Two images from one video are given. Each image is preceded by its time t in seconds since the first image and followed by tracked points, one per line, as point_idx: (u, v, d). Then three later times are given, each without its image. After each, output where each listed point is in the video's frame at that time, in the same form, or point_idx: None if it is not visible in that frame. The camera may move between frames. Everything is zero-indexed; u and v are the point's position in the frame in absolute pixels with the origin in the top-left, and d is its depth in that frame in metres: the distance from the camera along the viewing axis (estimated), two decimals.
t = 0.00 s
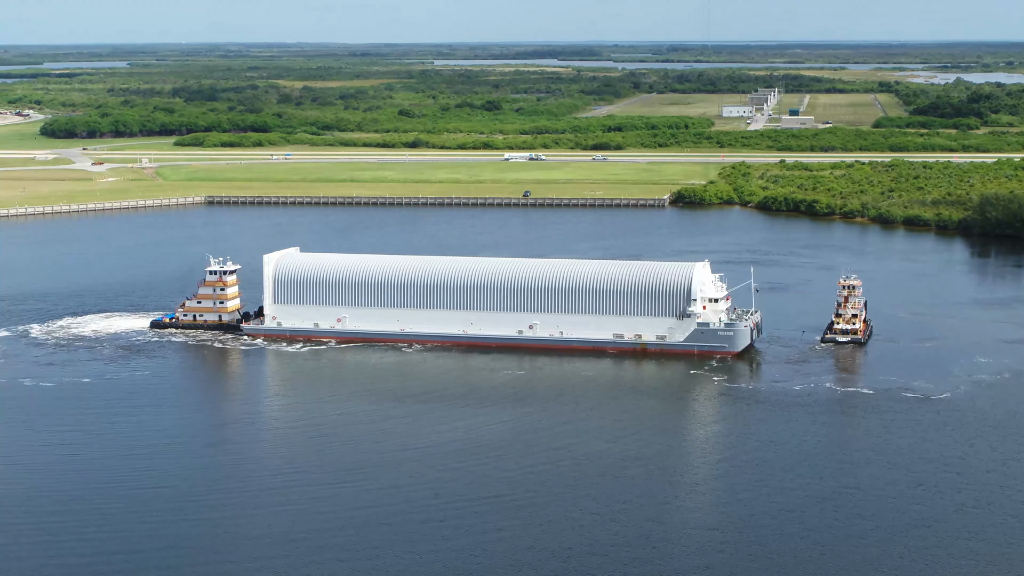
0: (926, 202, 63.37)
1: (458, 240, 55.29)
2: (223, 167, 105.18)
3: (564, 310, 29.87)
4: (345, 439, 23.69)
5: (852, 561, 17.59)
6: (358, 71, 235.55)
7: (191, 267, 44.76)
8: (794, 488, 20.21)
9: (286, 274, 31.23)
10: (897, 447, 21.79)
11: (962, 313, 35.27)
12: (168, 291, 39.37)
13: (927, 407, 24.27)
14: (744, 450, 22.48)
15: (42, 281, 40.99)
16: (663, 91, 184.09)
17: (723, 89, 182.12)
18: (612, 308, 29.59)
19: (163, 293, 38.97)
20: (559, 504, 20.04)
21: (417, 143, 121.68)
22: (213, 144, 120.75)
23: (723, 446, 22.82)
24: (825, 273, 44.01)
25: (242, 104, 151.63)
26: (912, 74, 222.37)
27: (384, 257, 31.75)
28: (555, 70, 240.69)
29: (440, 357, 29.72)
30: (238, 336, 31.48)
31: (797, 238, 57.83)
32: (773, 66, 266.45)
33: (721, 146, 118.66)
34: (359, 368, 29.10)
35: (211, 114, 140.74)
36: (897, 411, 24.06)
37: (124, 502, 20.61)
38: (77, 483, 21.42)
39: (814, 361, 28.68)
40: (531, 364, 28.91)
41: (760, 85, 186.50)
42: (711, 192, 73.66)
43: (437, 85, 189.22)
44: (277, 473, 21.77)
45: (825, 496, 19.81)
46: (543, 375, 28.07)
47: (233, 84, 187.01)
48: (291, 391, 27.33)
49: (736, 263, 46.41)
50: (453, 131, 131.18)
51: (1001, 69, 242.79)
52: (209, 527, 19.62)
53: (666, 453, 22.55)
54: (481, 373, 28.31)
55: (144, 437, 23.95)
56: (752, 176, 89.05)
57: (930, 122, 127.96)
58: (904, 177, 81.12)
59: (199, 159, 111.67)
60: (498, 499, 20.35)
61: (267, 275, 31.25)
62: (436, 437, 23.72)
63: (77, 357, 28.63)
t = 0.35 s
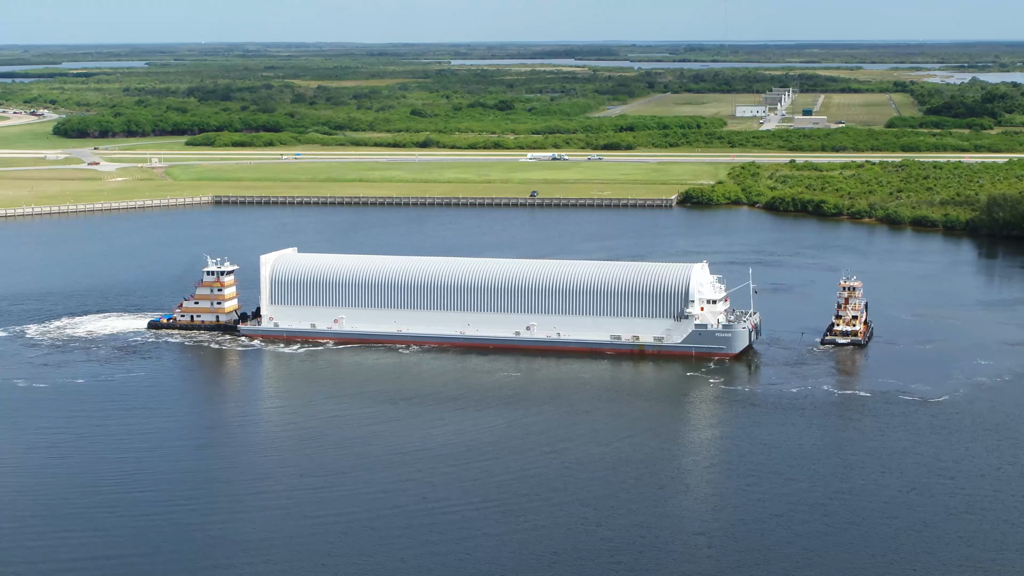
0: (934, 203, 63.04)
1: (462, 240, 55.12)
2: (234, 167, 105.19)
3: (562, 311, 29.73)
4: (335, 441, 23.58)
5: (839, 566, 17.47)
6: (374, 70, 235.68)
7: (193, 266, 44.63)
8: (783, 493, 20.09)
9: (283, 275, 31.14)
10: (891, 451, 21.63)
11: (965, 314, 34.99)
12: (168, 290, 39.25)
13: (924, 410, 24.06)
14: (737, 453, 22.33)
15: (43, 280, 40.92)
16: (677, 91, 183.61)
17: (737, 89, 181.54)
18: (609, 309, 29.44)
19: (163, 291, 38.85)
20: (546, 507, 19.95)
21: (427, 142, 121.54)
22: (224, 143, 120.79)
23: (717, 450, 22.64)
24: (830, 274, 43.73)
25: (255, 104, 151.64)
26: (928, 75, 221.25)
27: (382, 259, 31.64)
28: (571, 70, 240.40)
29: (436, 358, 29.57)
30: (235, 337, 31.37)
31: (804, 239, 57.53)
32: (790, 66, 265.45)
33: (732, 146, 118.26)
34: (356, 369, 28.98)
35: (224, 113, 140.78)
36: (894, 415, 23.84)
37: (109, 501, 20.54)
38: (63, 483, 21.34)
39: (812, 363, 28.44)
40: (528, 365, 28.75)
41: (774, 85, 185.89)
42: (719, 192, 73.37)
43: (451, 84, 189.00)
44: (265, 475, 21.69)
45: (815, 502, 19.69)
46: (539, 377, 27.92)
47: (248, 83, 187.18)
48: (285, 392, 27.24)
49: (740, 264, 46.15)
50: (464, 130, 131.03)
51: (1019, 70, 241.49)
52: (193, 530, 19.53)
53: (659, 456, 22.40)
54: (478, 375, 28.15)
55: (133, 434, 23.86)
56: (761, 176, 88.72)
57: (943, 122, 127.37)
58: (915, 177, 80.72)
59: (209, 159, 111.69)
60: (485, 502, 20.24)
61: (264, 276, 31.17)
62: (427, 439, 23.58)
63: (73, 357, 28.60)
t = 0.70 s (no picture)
0: (942, 203, 62.74)
1: (466, 240, 54.98)
2: (243, 167, 105.23)
3: (558, 312, 29.58)
4: (326, 443, 23.46)
5: None
6: (388, 70, 235.48)
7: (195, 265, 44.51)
8: (773, 499, 20.02)
9: (280, 276, 31.04)
10: (883, 456, 21.52)
11: (967, 315, 34.69)
12: (167, 288, 39.15)
13: (921, 413, 23.82)
14: (729, 458, 22.18)
15: (43, 279, 40.86)
16: (690, 91, 183.13)
17: (751, 89, 181.01)
18: (607, 310, 29.28)
19: (162, 291, 38.74)
20: (533, 511, 19.87)
21: (438, 142, 121.42)
22: (235, 143, 120.85)
23: (709, 453, 22.50)
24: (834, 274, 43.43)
25: (268, 103, 151.66)
26: (944, 74, 220.05)
27: (379, 259, 31.52)
28: (586, 69, 239.83)
29: (432, 359, 29.44)
30: (232, 337, 31.27)
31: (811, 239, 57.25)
32: (806, 67, 264.43)
33: (742, 146, 117.86)
34: (352, 369, 28.89)
35: (235, 113, 140.83)
36: (890, 418, 23.66)
37: (93, 502, 20.44)
38: (50, 484, 21.27)
39: (811, 365, 28.19)
40: (523, 367, 28.61)
41: (788, 85, 185.19)
42: (726, 193, 73.10)
43: (464, 84, 188.76)
44: (252, 477, 21.58)
45: (804, 508, 19.62)
46: (534, 378, 27.79)
47: (261, 83, 187.31)
48: (280, 393, 27.19)
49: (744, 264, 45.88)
50: (475, 130, 130.91)
51: None
52: (175, 534, 19.42)
53: (650, 460, 22.27)
54: (474, 376, 28.03)
55: (123, 434, 23.78)
56: (769, 176, 88.36)
57: (956, 121, 126.76)
58: (924, 177, 80.40)
59: (219, 158, 111.77)
60: (472, 506, 20.13)
61: (260, 276, 31.05)
62: (418, 441, 23.46)
63: (68, 358, 28.54)
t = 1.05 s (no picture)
0: (951, 204, 62.35)
1: (471, 240, 54.80)
2: (254, 167, 105.24)
3: (556, 314, 29.39)
4: (317, 445, 23.31)
5: None
6: (405, 70, 235.62)
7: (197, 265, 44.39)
8: (764, 505, 19.80)
9: (277, 276, 30.92)
10: (878, 462, 21.31)
11: (970, 317, 34.38)
12: (168, 289, 39.06)
13: (918, 417, 23.58)
14: (723, 461, 21.99)
15: (45, 279, 40.82)
16: (704, 91, 182.55)
17: (766, 89, 180.36)
18: (605, 312, 29.08)
19: (163, 292, 38.64)
20: (519, 515, 19.66)
21: (448, 142, 121.26)
22: (246, 142, 120.90)
23: (702, 457, 22.31)
24: (838, 276, 43.11)
25: (281, 103, 151.70)
26: (961, 74, 218.82)
27: (377, 260, 31.38)
28: (602, 70, 239.49)
29: (429, 361, 29.29)
30: (230, 339, 31.16)
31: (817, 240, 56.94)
32: (824, 67, 263.26)
33: (754, 146, 117.36)
34: (348, 371, 28.75)
35: (248, 112, 140.92)
36: (888, 422, 23.42)
37: (75, 500, 20.27)
38: (39, 480, 21.17)
39: (810, 367, 27.93)
40: (520, 368, 28.43)
41: (803, 84, 184.36)
42: (735, 193, 72.79)
43: (478, 84, 188.53)
44: (241, 475, 21.45)
45: (795, 513, 19.45)
46: (531, 380, 27.63)
47: (276, 82, 187.42)
48: (275, 393, 27.07)
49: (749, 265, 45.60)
50: (487, 130, 130.72)
51: None
52: (160, 531, 19.28)
53: (643, 463, 22.09)
54: (470, 379, 27.83)
55: (113, 432, 23.67)
56: (779, 176, 87.97)
57: (970, 121, 126.01)
58: (934, 177, 79.93)
59: (230, 158, 111.86)
60: (458, 510, 19.89)
61: (258, 276, 30.93)
62: (410, 443, 23.30)
63: (63, 359, 28.48)
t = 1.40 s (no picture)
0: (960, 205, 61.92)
1: (476, 240, 54.63)
2: (264, 166, 105.22)
3: (553, 315, 29.21)
4: (307, 446, 23.16)
5: None
6: (423, 69, 235.35)
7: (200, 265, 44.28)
8: (754, 511, 19.60)
9: (274, 277, 30.80)
10: (873, 467, 21.11)
11: (974, 319, 34.04)
12: (169, 289, 38.97)
13: (916, 421, 23.35)
14: (716, 465, 21.79)
15: (46, 278, 40.77)
16: (719, 91, 181.92)
17: (782, 88, 179.70)
18: (602, 313, 28.88)
19: (164, 292, 38.54)
20: (505, 520, 19.47)
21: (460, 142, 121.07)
22: (258, 142, 120.92)
23: (696, 460, 22.11)
24: (843, 277, 42.79)
25: (296, 103, 151.71)
26: (979, 74, 217.59)
27: (375, 261, 31.26)
28: (618, 69, 238.85)
29: (426, 362, 29.13)
30: (227, 340, 31.04)
31: (825, 241, 56.54)
32: (842, 67, 262.09)
33: (767, 146, 116.82)
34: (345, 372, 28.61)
35: (262, 112, 140.99)
36: (884, 426, 23.19)
37: (55, 505, 20.10)
38: (26, 483, 21.08)
39: (808, 370, 27.67)
40: (517, 370, 28.26)
41: (819, 84, 183.54)
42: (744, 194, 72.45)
43: (494, 83, 188.25)
44: (229, 478, 21.31)
45: (785, 519, 19.26)
46: (528, 382, 27.45)
47: (292, 82, 187.55)
48: (270, 394, 26.94)
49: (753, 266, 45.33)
50: (499, 130, 130.51)
51: None
52: (145, 535, 19.15)
53: (635, 467, 21.89)
54: (466, 380, 27.66)
55: (103, 435, 23.54)
56: (790, 176, 87.54)
57: (985, 121, 125.20)
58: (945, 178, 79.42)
59: (241, 157, 111.94)
60: (442, 515, 19.67)
61: (255, 277, 30.82)
62: (401, 445, 23.15)
63: (57, 360, 28.37)
